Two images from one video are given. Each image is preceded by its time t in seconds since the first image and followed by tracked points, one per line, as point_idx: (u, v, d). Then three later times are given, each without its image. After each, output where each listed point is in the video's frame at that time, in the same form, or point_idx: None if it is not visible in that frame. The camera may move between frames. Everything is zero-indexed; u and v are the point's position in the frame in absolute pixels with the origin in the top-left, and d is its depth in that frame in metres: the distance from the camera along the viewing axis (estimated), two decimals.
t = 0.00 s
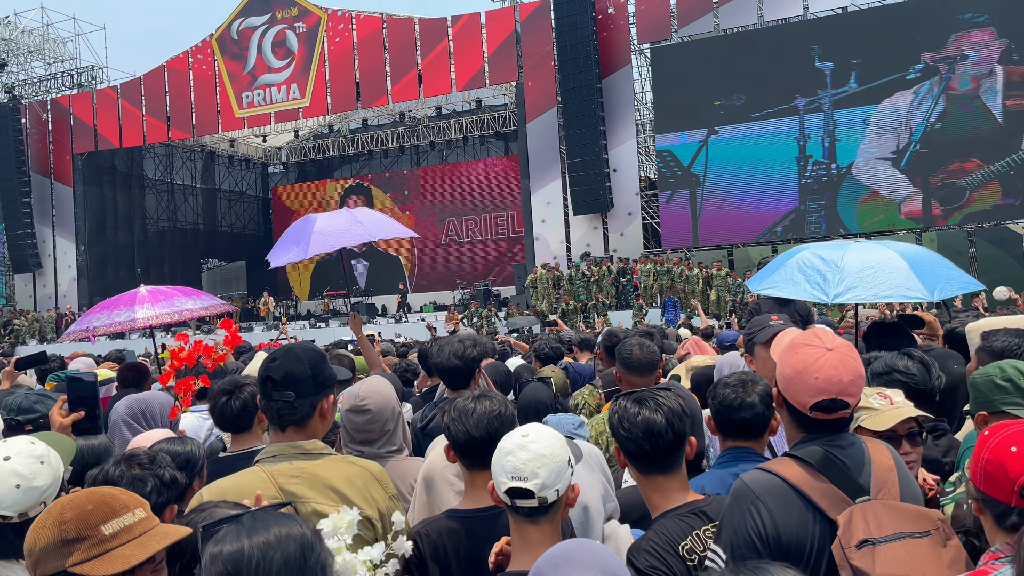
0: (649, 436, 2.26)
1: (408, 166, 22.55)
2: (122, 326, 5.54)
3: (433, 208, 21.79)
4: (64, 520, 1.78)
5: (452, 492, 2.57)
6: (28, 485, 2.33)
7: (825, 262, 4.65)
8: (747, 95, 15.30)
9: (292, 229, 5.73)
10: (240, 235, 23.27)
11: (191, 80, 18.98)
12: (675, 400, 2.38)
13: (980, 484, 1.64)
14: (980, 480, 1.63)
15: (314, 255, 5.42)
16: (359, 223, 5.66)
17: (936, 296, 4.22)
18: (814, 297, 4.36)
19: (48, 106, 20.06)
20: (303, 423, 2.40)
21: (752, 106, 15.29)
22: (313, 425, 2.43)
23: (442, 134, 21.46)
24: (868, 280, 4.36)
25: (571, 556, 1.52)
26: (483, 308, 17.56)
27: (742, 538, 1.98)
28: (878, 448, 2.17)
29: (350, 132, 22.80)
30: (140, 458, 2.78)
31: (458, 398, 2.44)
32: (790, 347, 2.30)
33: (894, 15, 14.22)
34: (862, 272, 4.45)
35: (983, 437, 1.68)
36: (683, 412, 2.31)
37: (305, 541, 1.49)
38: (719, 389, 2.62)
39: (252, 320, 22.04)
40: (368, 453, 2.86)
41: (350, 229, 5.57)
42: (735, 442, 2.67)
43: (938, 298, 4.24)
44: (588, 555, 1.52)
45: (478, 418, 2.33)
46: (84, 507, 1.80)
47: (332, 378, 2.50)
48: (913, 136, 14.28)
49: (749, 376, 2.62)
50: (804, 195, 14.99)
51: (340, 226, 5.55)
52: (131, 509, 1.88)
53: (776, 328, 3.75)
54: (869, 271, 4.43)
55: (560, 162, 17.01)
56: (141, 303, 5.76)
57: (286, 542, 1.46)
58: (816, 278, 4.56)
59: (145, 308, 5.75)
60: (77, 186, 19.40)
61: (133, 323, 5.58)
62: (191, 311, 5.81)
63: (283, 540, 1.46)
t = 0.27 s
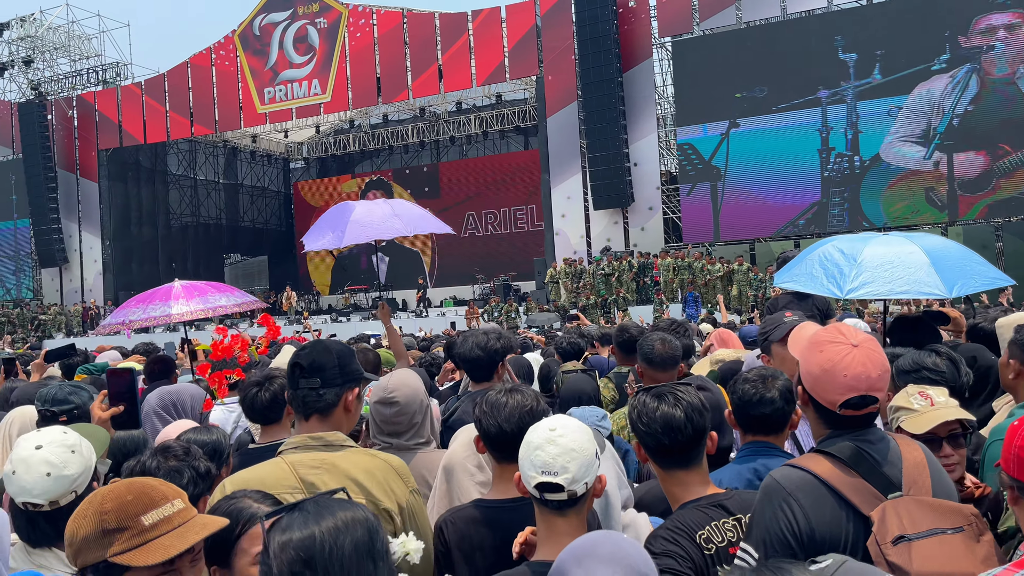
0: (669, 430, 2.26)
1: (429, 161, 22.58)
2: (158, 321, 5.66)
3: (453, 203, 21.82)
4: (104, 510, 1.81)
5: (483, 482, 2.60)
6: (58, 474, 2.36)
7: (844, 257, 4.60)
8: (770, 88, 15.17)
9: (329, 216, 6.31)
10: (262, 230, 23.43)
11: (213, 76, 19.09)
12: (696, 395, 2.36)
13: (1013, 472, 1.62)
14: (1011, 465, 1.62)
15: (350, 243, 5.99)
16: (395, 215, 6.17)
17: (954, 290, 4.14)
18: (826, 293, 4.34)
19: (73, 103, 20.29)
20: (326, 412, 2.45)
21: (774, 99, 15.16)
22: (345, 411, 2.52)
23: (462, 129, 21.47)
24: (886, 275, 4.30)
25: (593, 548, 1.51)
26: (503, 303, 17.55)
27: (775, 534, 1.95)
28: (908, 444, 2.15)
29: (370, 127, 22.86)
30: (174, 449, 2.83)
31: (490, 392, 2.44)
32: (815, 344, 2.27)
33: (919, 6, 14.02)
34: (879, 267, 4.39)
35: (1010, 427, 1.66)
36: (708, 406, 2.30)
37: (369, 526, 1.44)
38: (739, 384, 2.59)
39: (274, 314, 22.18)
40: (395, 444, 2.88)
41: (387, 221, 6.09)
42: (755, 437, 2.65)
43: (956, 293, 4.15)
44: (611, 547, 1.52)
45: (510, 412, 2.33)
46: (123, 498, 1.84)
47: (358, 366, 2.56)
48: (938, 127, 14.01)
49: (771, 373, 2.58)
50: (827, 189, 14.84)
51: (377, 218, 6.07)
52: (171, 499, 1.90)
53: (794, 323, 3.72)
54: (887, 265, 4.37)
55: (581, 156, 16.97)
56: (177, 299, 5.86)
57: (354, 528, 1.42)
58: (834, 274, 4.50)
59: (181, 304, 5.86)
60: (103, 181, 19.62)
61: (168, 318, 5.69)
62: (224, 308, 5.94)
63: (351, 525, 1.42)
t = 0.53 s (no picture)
0: (692, 426, 2.24)
1: (452, 156, 22.62)
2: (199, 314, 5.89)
3: (476, 198, 21.84)
4: (141, 505, 1.84)
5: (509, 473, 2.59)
6: (81, 463, 2.40)
7: (866, 253, 4.52)
8: (796, 81, 15.00)
9: (365, 208, 6.55)
10: (287, 225, 23.63)
11: (239, 73, 19.22)
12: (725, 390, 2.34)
13: None
14: None
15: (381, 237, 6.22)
16: (426, 212, 6.38)
17: (982, 284, 4.06)
18: (851, 292, 4.29)
19: (102, 100, 20.50)
20: (354, 407, 2.53)
21: (801, 92, 14.98)
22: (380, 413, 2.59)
23: (485, 124, 21.48)
24: (911, 270, 4.24)
25: (614, 541, 1.53)
26: (526, 298, 17.55)
27: (810, 528, 1.92)
28: (938, 437, 2.11)
29: (394, 123, 22.93)
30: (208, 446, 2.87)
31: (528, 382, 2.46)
32: (842, 340, 2.24)
33: None
34: (904, 261, 4.32)
35: None
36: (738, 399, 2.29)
37: (442, 515, 1.56)
38: (759, 380, 2.58)
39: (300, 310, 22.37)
40: (423, 437, 2.90)
41: (419, 218, 6.30)
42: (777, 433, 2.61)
43: (984, 284, 4.09)
44: (633, 540, 1.52)
45: (546, 402, 2.36)
46: (159, 492, 1.86)
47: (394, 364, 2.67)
48: (970, 120, 13.82)
49: (795, 368, 2.58)
50: (855, 183, 14.66)
51: (410, 215, 6.28)
52: (205, 494, 1.93)
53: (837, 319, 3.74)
54: (911, 260, 4.29)
55: (604, 150, 16.90)
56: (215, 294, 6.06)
57: (429, 514, 1.53)
58: (857, 272, 4.44)
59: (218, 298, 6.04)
60: (131, 178, 19.85)
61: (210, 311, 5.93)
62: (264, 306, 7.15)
63: (426, 511, 1.53)
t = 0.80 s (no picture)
0: (712, 423, 2.25)
1: (474, 153, 22.67)
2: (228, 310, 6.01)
3: (498, 194, 21.85)
4: (170, 503, 1.85)
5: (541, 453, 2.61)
6: (101, 458, 2.48)
7: (896, 249, 4.47)
8: (821, 75, 14.85)
9: (383, 214, 6.69)
10: (311, 222, 23.84)
11: (262, 71, 19.34)
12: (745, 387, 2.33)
13: None
14: None
15: (401, 242, 6.37)
16: (445, 216, 6.58)
17: (1016, 276, 3.99)
18: (883, 289, 4.23)
19: (129, 99, 20.75)
20: (386, 405, 2.57)
21: (827, 87, 14.82)
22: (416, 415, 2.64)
23: (507, 120, 21.50)
24: (943, 264, 4.19)
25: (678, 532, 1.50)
26: (548, 294, 17.55)
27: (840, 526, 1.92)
28: (970, 433, 2.08)
29: (416, 119, 23.01)
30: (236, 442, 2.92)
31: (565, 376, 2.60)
32: (867, 333, 2.21)
33: None
34: (935, 256, 4.26)
35: None
36: (757, 393, 2.29)
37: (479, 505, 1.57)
38: (775, 377, 2.63)
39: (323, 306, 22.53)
40: (441, 433, 2.94)
41: (438, 221, 6.49)
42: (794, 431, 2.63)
43: (1019, 276, 4.03)
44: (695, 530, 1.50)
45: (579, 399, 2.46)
46: (188, 491, 1.87)
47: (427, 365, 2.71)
48: (999, 114, 13.57)
49: (811, 366, 2.60)
50: (881, 178, 14.48)
51: (429, 218, 6.47)
52: (234, 491, 1.94)
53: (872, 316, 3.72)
54: (942, 254, 4.23)
55: (627, 146, 16.85)
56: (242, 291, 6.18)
57: (467, 508, 1.55)
58: (887, 268, 4.39)
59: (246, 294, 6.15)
60: (157, 176, 20.10)
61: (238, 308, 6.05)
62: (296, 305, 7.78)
63: (463, 505, 1.55)
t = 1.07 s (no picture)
0: (738, 417, 2.24)
1: (498, 149, 22.67)
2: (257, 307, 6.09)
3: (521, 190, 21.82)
4: (205, 506, 1.87)
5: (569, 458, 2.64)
6: (127, 454, 2.54)
7: (933, 242, 4.40)
8: (850, 68, 14.65)
9: (399, 221, 6.82)
10: (335, 219, 23.98)
11: (288, 69, 19.45)
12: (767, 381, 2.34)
13: None
14: None
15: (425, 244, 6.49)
16: (466, 217, 6.73)
17: None
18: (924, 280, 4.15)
19: (157, 98, 21.00)
20: (412, 404, 2.58)
21: (855, 80, 14.63)
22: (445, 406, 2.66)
23: (531, 116, 21.47)
24: (984, 254, 4.12)
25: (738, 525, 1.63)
26: (572, 291, 17.50)
27: (867, 522, 1.90)
28: (1005, 431, 2.05)
29: (440, 116, 23.06)
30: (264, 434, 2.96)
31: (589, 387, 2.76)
32: (897, 325, 2.20)
33: None
34: (975, 247, 4.19)
35: None
36: (781, 388, 2.28)
37: (500, 500, 1.60)
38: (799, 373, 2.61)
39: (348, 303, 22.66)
40: (462, 429, 3.01)
41: (459, 221, 6.64)
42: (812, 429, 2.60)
43: None
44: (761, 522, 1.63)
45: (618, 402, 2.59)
46: (222, 493, 1.89)
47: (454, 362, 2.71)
48: None
49: (833, 362, 2.58)
50: (911, 171, 14.27)
51: (450, 219, 6.63)
52: (266, 490, 1.97)
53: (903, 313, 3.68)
54: (982, 245, 4.17)
55: (651, 141, 16.74)
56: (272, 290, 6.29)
57: (488, 501, 1.57)
58: (926, 259, 4.33)
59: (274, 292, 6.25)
60: (185, 173, 20.34)
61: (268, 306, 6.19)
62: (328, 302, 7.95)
63: (483, 498, 1.57)
